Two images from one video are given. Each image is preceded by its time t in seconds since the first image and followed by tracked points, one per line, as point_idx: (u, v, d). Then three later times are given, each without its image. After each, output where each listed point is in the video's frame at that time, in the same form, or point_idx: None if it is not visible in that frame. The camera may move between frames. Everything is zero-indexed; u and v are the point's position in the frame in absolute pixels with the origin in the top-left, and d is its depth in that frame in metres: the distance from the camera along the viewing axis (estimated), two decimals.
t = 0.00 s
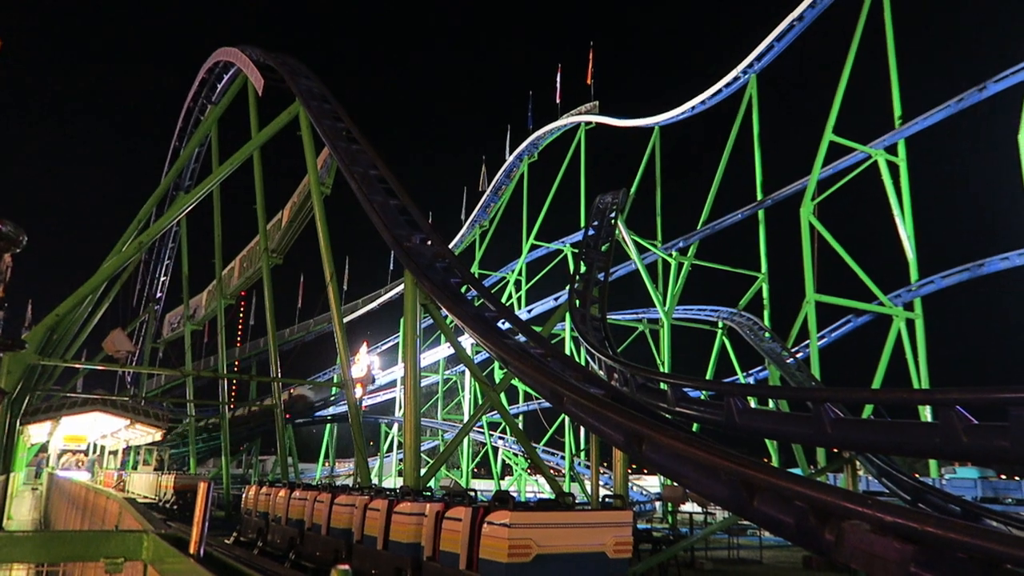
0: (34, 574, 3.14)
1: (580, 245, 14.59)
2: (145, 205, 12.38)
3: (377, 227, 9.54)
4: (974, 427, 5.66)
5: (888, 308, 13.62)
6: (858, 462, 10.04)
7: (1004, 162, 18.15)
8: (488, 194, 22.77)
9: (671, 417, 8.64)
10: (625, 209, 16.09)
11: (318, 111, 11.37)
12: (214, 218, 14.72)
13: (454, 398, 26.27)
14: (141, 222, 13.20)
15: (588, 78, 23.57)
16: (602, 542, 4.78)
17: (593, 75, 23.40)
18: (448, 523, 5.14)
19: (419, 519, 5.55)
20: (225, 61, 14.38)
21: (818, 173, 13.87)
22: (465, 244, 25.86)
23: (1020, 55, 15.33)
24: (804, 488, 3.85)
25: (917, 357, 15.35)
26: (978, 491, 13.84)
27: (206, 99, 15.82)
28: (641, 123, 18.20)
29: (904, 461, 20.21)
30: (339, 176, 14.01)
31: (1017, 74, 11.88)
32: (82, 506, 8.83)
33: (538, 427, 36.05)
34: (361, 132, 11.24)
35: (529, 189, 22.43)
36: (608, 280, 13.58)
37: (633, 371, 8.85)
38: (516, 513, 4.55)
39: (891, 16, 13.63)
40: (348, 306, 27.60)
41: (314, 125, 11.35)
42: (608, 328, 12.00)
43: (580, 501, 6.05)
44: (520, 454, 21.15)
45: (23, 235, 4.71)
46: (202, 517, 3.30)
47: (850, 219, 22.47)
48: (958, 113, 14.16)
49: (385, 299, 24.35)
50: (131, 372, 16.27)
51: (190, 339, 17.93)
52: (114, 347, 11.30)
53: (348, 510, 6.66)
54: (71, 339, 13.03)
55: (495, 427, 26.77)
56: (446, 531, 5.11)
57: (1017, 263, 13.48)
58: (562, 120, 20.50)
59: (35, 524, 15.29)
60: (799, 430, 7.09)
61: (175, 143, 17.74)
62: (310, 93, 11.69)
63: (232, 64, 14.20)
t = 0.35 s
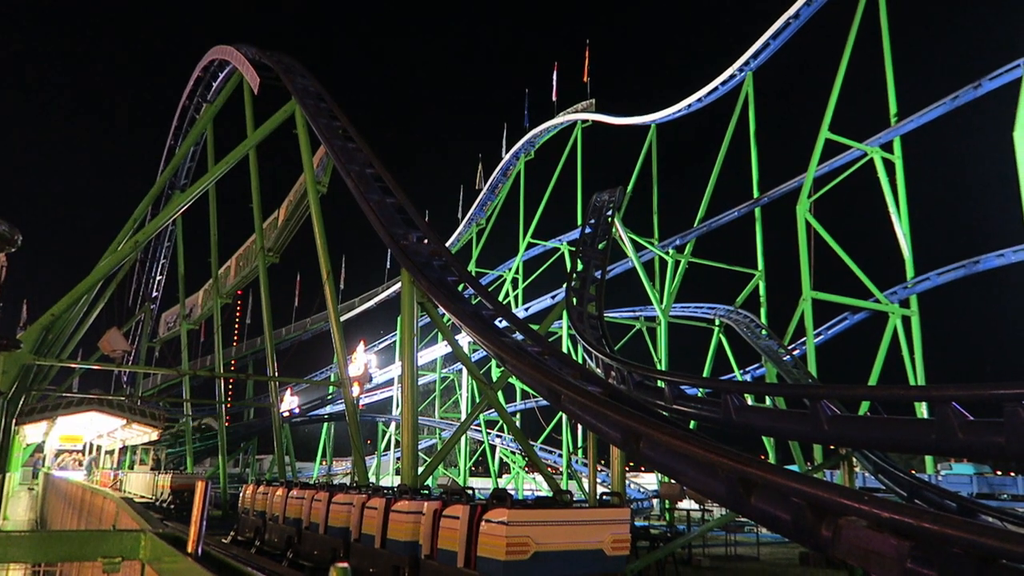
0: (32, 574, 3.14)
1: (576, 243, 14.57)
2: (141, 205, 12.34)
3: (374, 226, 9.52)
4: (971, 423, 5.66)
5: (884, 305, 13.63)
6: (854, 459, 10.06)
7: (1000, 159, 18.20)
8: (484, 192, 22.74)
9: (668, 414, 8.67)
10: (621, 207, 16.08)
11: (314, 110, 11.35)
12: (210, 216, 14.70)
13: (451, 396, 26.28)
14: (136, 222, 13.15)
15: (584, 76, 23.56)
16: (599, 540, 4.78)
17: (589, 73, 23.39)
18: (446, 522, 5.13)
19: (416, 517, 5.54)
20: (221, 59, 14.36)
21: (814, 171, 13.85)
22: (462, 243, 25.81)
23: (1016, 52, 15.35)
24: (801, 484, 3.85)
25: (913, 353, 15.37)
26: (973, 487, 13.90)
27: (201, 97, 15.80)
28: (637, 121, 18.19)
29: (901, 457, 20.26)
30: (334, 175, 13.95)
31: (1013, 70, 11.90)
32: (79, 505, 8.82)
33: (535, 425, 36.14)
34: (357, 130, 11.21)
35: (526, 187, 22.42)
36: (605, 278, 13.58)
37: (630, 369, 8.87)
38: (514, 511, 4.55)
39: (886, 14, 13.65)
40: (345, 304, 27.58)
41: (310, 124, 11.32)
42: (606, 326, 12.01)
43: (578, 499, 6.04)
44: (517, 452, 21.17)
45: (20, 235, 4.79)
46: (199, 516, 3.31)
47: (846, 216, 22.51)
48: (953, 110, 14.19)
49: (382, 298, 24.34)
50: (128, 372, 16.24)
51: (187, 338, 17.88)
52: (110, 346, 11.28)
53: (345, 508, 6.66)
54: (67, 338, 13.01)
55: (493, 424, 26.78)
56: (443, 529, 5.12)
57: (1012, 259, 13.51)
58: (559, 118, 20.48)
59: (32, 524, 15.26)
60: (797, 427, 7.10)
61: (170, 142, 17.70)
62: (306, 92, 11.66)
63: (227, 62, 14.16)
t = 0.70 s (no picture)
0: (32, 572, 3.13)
1: (576, 242, 14.57)
2: (140, 203, 12.33)
3: (373, 224, 9.51)
4: (968, 422, 5.68)
5: (883, 304, 13.64)
6: (853, 457, 10.07)
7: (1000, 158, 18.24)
8: (484, 191, 22.72)
9: (667, 412, 8.69)
10: (621, 206, 16.07)
11: (314, 107, 11.35)
12: (209, 214, 14.69)
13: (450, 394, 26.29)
14: (135, 219, 13.14)
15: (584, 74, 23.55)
16: (598, 538, 4.78)
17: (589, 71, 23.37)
18: (444, 519, 5.14)
19: (415, 515, 5.55)
20: (220, 57, 14.33)
21: (813, 170, 13.85)
22: (461, 241, 25.78)
23: (1015, 51, 15.35)
24: (800, 483, 3.85)
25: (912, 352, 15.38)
26: (972, 485, 13.95)
27: (200, 95, 15.77)
28: (637, 120, 18.18)
29: (898, 456, 20.29)
30: (333, 173, 13.93)
31: (1013, 69, 11.91)
32: (78, 503, 8.80)
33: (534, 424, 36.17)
34: (356, 128, 11.21)
35: (525, 185, 22.40)
36: (604, 277, 13.58)
37: (629, 367, 8.88)
38: (512, 509, 4.55)
39: (886, 13, 13.64)
40: (344, 302, 27.57)
41: (309, 121, 11.32)
42: (605, 325, 12.02)
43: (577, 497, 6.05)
44: (516, 450, 21.18)
45: (17, 232, 4.87)
46: (199, 513, 3.31)
47: (845, 215, 22.52)
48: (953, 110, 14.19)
49: (381, 296, 24.33)
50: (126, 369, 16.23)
51: (186, 336, 17.86)
52: (109, 344, 11.27)
53: (344, 506, 6.67)
54: (66, 335, 13.00)
55: (492, 423, 26.79)
56: (442, 527, 5.12)
57: (1012, 259, 13.51)
58: (558, 117, 20.47)
59: (30, 521, 15.25)
60: (795, 426, 7.11)
61: (169, 140, 17.68)
62: (306, 90, 11.67)
63: (227, 59, 14.16)
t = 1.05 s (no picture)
0: (29, 571, 3.13)
1: (573, 240, 14.56)
2: (137, 200, 12.30)
3: (371, 222, 9.50)
4: (965, 421, 5.68)
5: (880, 303, 13.65)
6: (849, 456, 10.08)
7: (997, 158, 18.30)
8: (482, 188, 22.70)
9: (665, 411, 8.71)
10: (619, 204, 16.06)
11: (312, 105, 11.33)
12: (206, 212, 14.69)
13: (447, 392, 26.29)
14: (132, 216, 13.11)
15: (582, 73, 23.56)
16: (595, 536, 4.79)
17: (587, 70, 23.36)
18: (441, 517, 5.14)
19: (412, 512, 5.56)
20: (218, 54, 14.33)
21: (811, 169, 13.84)
22: (459, 239, 25.76)
23: (1013, 51, 15.39)
24: (797, 481, 3.85)
25: (909, 350, 15.40)
26: (968, 484, 14.02)
27: (198, 92, 15.75)
28: (635, 118, 18.17)
29: (895, 454, 20.36)
30: (330, 170, 13.90)
31: (1010, 69, 11.93)
32: (74, 500, 8.80)
33: (531, 422, 36.22)
34: (354, 125, 11.19)
35: (523, 183, 22.38)
36: (602, 275, 13.58)
37: (627, 365, 8.89)
38: (509, 507, 4.56)
39: (885, 12, 13.65)
40: (341, 300, 27.56)
41: (308, 119, 11.30)
42: (603, 323, 12.04)
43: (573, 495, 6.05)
44: (514, 448, 21.20)
45: (14, 229, 4.95)
46: (196, 511, 3.31)
47: (842, 213, 22.56)
48: (951, 109, 14.22)
49: (379, 294, 24.30)
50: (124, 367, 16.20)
51: (183, 333, 17.83)
52: (106, 341, 11.25)
53: (341, 503, 6.66)
54: (62, 333, 12.98)
55: (489, 421, 26.81)
56: (439, 525, 5.12)
57: (1009, 258, 13.53)
58: (556, 115, 20.45)
59: (27, 518, 15.21)
60: (792, 424, 7.11)
61: (166, 136, 17.65)
62: (305, 87, 11.65)
63: (224, 56, 14.13)
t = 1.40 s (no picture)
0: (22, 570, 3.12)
1: (569, 238, 14.55)
2: (132, 197, 12.26)
3: (367, 220, 9.49)
4: (958, 419, 5.69)
5: (876, 301, 13.67)
6: (844, 455, 10.10)
7: (992, 158, 18.37)
8: (478, 186, 22.68)
9: (661, 409, 8.72)
10: (615, 202, 16.05)
11: (307, 102, 11.31)
12: (202, 209, 14.65)
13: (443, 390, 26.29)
14: (127, 213, 13.07)
15: (578, 71, 23.55)
16: (590, 534, 4.79)
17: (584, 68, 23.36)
18: (438, 515, 5.14)
19: (408, 510, 5.55)
20: (213, 51, 14.29)
21: (807, 167, 13.85)
22: (455, 237, 25.72)
23: (1008, 51, 15.44)
24: (791, 479, 3.86)
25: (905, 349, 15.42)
26: (963, 482, 14.11)
27: (193, 89, 15.71)
28: (632, 116, 18.16)
29: (889, 451, 20.47)
30: (325, 168, 13.86)
31: (1005, 69, 11.98)
32: (69, 498, 8.76)
33: (527, 420, 36.30)
34: (350, 123, 11.17)
35: (520, 182, 22.37)
36: (598, 273, 13.59)
37: (623, 364, 8.91)
38: (505, 504, 4.56)
39: (880, 12, 13.67)
40: (337, 298, 27.53)
41: (304, 116, 11.28)
42: (599, 321, 12.05)
43: (569, 493, 6.05)
44: (510, 446, 21.22)
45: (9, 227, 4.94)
46: (192, 509, 3.31)
47: (838, 212, 22.65)
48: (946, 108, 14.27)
49: (375, 292, 24.27)
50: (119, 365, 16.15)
51: (178, 330, 17.76)
52: (101, 338, 11.22)
53: (337, 501, 6.66)
54: (57, 330, 12.94)
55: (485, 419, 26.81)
56: (435, 523, 5.12)
57: (1003, 257, 13.57)
58: (553, 113, 20.43)
59: (22, 517, 15.18)
60: (787, 423, 7.12)
61: (162, 134, 17.61)
62: (300, 85, 11.64)
63: (220, 53, 14.10)
